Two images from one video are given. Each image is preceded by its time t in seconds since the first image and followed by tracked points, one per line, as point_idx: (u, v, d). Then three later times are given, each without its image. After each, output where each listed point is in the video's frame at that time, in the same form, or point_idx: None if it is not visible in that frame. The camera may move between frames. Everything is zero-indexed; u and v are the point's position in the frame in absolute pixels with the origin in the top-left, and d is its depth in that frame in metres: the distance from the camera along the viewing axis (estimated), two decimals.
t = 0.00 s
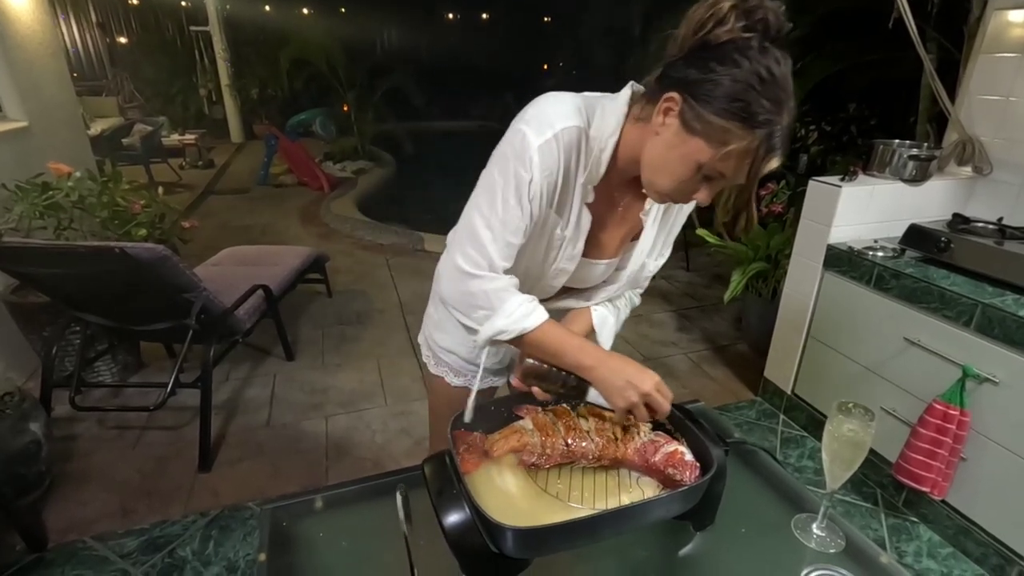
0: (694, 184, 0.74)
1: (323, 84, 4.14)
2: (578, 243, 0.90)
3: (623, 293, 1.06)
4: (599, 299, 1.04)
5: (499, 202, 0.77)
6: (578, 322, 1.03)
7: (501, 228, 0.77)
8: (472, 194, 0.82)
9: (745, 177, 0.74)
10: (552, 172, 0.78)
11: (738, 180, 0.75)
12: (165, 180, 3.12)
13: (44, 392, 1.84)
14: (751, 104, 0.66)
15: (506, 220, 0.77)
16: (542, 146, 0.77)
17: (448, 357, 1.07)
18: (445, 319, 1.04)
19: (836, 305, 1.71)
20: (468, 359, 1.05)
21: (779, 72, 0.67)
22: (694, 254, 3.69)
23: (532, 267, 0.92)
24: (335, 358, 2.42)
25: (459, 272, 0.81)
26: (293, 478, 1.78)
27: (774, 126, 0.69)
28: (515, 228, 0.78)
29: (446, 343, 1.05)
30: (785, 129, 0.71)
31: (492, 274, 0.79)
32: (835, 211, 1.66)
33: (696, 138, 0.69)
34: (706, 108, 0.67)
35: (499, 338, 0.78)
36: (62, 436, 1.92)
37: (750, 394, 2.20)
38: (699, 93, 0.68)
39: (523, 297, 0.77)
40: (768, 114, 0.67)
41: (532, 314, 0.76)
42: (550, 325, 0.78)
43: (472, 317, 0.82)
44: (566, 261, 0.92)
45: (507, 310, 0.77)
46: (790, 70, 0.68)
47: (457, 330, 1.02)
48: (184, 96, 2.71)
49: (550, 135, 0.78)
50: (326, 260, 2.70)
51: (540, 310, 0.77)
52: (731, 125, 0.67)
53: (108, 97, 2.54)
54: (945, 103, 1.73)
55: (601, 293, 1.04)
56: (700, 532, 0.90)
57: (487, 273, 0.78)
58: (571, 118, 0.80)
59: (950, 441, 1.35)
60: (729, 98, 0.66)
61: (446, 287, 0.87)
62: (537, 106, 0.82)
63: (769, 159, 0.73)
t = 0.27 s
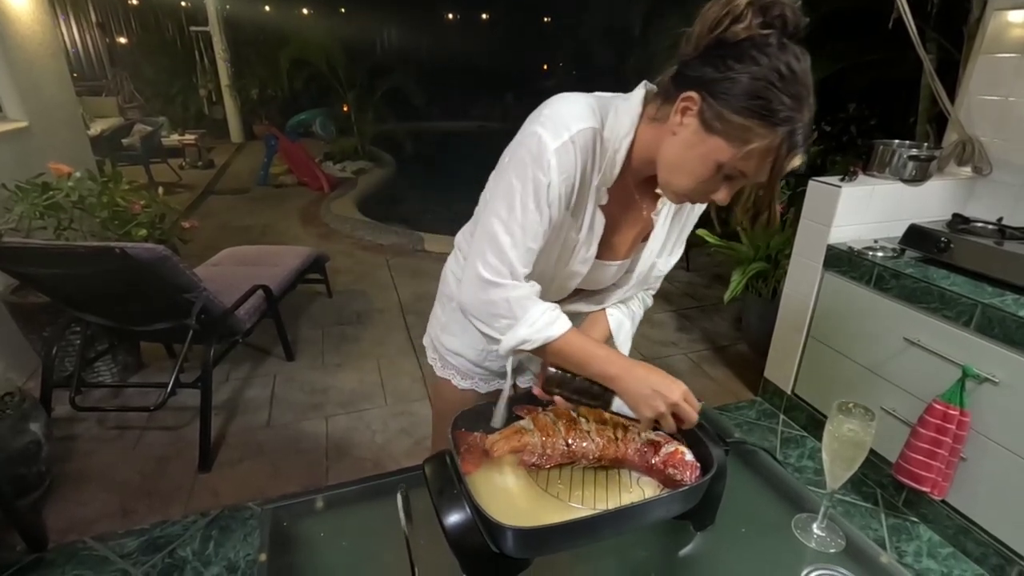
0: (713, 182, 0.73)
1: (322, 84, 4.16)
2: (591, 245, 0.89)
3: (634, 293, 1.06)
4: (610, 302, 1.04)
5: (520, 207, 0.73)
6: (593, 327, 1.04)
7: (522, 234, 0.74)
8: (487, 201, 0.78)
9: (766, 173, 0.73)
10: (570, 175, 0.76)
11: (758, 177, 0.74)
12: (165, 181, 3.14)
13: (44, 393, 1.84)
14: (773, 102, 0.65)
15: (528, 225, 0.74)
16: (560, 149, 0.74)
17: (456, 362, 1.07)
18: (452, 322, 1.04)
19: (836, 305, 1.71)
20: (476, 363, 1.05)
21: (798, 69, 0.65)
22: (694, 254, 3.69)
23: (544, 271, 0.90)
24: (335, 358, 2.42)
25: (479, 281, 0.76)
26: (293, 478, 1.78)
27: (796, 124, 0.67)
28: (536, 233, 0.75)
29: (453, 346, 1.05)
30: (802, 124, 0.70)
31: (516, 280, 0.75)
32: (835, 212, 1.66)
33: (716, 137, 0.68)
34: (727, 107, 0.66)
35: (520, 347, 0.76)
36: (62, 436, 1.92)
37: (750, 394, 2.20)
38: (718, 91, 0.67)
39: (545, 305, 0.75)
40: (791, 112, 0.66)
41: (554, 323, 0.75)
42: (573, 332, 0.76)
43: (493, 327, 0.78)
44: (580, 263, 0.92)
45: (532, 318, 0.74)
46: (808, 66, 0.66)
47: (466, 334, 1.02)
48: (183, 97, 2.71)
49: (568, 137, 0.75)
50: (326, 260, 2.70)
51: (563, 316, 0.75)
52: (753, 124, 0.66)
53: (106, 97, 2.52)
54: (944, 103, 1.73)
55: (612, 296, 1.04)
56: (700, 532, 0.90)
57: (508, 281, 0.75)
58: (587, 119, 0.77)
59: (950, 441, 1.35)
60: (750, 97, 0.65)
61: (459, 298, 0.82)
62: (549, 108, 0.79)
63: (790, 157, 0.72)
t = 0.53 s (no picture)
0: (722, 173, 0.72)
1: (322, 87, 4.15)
2: (598, 244, 0.89)
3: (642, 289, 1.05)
4: (616, 299, 1.04)
5: (519, 205, 0.74)
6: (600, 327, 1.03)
7: (520, 232, 0.75)
8: (488, 199, 0.79)
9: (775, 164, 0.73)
10: (571, 173, 0.76)
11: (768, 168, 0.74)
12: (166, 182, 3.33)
13: (44, 394, 1.84)
14: (780, 90, 0.65)
15: (527, 223, 0.74)
16: (560, 146, 0.75)
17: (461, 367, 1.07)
18: (458, 324, 1.03)
19: (836, 307, 1.71)
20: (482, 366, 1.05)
21: (805, 58, 0.66)
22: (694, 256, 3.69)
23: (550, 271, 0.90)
24: (335, 359, 2.42)
25: (477, 277, 0.77)
26: (293, 480, 1.78)
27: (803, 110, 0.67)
28: (536, 230, 0.75)
29: (459, 349, 1.04)
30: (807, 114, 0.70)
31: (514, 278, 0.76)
32: (835, 213, 1.66)
33: (724, 125, 0.68)
34: (735, 93, 0.66)
35: (517, 343, 0.76)
36: (62, 438, 1.92)
37: (750, 396, 2.20)
38: (727, 79, 0.67)
39: (542, 301, 0.76)
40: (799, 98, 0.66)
41: (550, 319, 0.75)
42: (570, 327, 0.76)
43: (489, 323, 0.79)
44: (587, 262, 0.91)
45: (523, 313, 0.75)
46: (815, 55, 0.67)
47: (471, 335, 1.02)
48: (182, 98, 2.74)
49: (570, 136, 0.75)
50: (327, 262, 2.70)
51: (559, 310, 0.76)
52: (763, 110, 0.65)
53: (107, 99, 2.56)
54: (944, 104, 1.73)
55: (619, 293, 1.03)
56: (701, 533, 0.90)
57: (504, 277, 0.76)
58: (590, 118, 0.77)
59: (950, 442, 1.35)
60: (760, 83, 0.65)
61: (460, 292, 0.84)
62: (552, 106, 0.79)
63: (801, 147, 0.72)
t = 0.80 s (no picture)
0: (686, 142, 0.65)
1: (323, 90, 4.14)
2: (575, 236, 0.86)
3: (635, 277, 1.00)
4: (611, 289, 0.98)
5: (479, 204, 0.78)
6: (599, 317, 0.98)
7: (482, 231, 0.79)
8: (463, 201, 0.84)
9: (747, 129, 0.63)
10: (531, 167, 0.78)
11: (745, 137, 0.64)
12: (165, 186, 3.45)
13: (44, 397, 1.84)
14: (728, 42, 0.58)
15: (486, 222, 0.78)
16: (516, 143, 0.76)
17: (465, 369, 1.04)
18: (459, 326, 1.02)
19: (836, 309, 1.71)
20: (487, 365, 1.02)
21: (761, 14, 0.58)
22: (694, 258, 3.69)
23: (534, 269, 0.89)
24: (335, 362, 2.42)
25: (455, 271, 0.84)
26: (293, 482, 1.77)
27: (764, 62, 0.58)
28: (499, 226, 0.78)
29: (460, 351, 1.02)
30: (779, 71, 0.60)
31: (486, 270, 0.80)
32: (835, 215, 1.66)
33: (676, 86, 0.62)
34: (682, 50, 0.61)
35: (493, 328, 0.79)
36: (62, 441, 1.92)
37: (750, 398, 2.20)
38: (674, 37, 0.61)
39: (514, 286, 0.78)
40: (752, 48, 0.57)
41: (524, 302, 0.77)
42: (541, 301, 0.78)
43: (471, 309, 0.84)
44: (568, 256, 0.88)
45: (494, 304, 0.78)
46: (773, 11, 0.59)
47: (472, 334, 1.00)
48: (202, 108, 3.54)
49: (524, 133, 0.76)
50: (326, 264, 2.70)
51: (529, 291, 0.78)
52: (714, 65, 0.59)
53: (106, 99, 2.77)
54: (944, 106, 1.74)
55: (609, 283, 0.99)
56: (702, 536, 0.90)
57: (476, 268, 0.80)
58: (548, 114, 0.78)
59: (951, 445, 1.35)
60: (702, 36, 0.59)
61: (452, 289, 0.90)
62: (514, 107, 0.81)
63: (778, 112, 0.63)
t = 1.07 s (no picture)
0: (633, 89, 0.64)
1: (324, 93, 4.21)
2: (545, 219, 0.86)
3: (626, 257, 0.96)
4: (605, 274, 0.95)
5: (450, 199, 0.82)
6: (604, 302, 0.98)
7: (454, 225, 0.82)
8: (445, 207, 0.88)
9: (692, 60, 0.60)
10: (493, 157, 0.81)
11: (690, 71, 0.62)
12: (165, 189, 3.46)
13: (43, 402, 1.84)
14: None
15: (457, 213, 0.82)
16: (476, 136, 0.81)
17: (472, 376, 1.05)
18: (460, 331, 1.04)
19: (833, 313, 1.71)
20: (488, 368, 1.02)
21: None
22: (693, 261, 3.70)
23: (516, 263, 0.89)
24: (334, 366, 2.42)
25: (442, 271, 0.86)
26: (291, 487, 1.77)
27: None
28: (473, 218, 0.81)
29: (463, 357, 1.04)
30: None
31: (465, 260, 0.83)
32: (833, 220, 1.67)
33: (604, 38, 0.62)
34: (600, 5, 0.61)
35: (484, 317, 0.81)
36: (61, 445, 1.92)
37: (749, 401, 2.20)
38: None
39: (498, 275, 0.80)
40: None
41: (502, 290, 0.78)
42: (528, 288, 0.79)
43: (463, 305, 0.85)
44: (541, 241, 0.87)
45: (491, 291, 0.78)
46: None
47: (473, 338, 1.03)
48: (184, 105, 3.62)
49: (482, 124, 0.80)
50: (326, 268, 2.70)
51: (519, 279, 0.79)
52: (630, 5, 0.59)
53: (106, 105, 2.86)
54: (940, 111, 1.74)
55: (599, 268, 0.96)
56: (700, 542, 0.90)
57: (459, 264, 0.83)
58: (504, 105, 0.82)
59: (949, 449, 1.35)
60: None
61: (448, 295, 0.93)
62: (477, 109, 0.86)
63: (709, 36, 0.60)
